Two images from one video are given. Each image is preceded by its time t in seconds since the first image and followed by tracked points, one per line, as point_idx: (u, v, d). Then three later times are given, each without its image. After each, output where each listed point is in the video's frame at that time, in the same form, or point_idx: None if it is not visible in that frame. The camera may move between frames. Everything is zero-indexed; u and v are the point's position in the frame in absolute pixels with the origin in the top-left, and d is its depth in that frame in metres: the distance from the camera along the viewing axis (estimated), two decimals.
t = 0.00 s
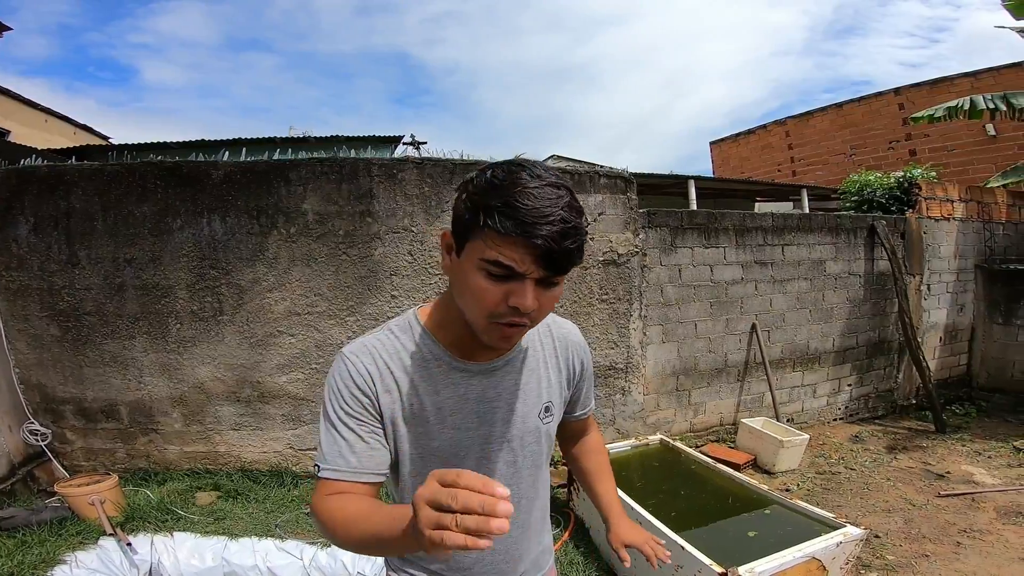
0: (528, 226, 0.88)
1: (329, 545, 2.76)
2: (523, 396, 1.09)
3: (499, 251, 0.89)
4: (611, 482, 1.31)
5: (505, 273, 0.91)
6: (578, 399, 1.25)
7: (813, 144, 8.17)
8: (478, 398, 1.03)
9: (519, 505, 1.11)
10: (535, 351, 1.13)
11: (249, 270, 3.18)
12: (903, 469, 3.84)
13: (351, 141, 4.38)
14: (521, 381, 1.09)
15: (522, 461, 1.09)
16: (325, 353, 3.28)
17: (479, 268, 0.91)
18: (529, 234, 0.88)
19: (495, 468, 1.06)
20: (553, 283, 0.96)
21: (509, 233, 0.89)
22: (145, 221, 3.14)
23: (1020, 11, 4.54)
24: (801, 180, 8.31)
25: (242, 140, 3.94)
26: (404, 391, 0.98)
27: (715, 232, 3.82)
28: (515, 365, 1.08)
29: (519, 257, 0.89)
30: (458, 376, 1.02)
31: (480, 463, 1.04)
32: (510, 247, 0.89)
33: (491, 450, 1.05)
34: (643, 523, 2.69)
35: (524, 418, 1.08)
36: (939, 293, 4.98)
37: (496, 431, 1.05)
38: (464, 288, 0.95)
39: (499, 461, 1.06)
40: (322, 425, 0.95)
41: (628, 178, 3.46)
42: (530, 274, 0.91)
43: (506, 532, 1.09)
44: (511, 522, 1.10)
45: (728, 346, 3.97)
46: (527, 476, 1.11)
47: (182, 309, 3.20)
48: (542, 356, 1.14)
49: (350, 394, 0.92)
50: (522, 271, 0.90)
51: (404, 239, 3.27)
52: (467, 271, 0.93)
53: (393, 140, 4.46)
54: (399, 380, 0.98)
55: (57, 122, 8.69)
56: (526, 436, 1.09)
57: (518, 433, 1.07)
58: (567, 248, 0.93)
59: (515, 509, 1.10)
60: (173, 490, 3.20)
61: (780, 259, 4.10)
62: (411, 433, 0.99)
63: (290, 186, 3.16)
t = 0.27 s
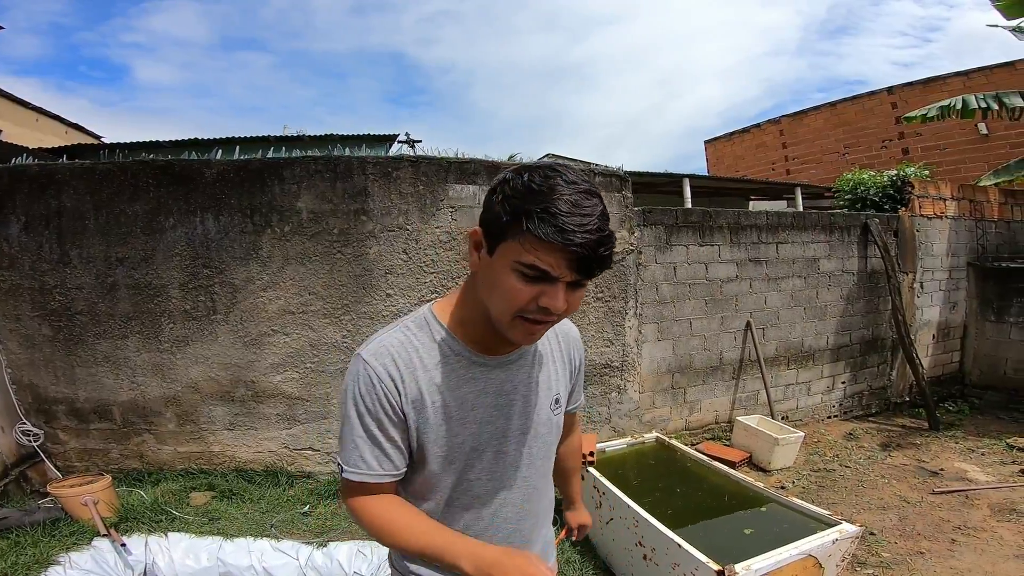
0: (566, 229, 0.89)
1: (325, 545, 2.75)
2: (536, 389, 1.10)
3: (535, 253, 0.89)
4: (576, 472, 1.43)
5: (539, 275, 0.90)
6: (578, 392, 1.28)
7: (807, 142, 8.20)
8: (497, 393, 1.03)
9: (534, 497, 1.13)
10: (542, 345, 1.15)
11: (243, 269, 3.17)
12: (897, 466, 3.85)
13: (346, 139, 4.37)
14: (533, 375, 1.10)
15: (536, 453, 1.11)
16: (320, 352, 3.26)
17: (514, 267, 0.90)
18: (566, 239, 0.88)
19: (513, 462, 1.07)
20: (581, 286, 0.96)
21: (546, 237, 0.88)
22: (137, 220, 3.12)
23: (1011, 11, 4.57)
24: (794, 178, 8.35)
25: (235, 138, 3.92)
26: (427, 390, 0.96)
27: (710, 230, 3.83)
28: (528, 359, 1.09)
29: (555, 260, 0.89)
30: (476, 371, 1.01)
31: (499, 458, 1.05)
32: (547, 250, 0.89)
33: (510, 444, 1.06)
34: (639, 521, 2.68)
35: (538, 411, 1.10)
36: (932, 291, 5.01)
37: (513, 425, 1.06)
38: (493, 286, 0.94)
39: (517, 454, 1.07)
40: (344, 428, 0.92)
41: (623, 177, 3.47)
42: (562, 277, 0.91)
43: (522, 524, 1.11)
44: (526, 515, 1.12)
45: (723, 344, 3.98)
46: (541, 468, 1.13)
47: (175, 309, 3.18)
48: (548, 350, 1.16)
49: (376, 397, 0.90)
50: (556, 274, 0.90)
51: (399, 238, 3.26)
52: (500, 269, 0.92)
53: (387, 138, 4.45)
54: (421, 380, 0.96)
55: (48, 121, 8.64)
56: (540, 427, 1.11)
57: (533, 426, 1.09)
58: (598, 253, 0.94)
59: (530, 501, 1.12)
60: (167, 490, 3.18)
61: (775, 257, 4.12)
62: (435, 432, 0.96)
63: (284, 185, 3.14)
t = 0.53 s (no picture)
0: (558, 223, 0.88)
1: (321, 543, 2.75)
2: (538, 383, 1.09)
3: (528, 247, 0.89)
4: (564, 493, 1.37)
5: (533, 269, 0.90)
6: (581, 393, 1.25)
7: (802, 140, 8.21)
8: (497, 383, 1.02)
9: (534, 493, 1.10)
10: (545, 341, 1.14)
11: (237, 267, 3.16)
12: (892, 463, 3.86)
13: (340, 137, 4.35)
14: (534, 369, 1.08)
15: (536, 448, 1.09)
16: (315, 351, 3.25)
17: (508, 262, 0.90)
18: (557, 231, 0.88)
19: (513, 455, 1.05)
20: (576, 280, 0.95)
21: (539, 231, 0.88)
22: (130, 219, 3.11)
23: (1005, 10, 4.57)
24: (790, 176, 8.36)
25: (228, 136, 3.91)
26: (427, 379, 0.96)
27: (705, 227, 3.83)
28: (529, 352, 1.08)
29: (548, 254, 0.89)
30: (477, 361, 1.01)
31: (498, 449, 1.03)
32: (540, 244, 0.88)
33: (510, 436, 1.04)
34: (636, 519, 2.68)
35: (539, 405, 1.08)
36: (926, 288, 5.02)
37: (513, 417, 1.04)
38: (490, 280, 0.94)
39: (517, 447, 1.06)
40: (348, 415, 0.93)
41: (619, 174, 3.46)
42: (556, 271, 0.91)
43: (522, 521, 1.08)
44: (527, 510, 1.09)
45: (718, 341, 3.98)
46: (541, 463, 1.11)
47: (169, 307, 3.17)
48: (551, 347, 1.14)
49: (378, 385, 0.91)
50: (549, 268, 0.90)
51: (395, 235, 3.25)
52: (496, 265, 0.92)
53: (382, 136, 4.44)
54: (422, 369, 0.96)
55: (43, 120, 8.62)
56: (540, 423, 1.09)
57: (533, 419, 1.07)
58: (591, 247, 0.93)
59: (531, 496, 1.10)
60: (162, 489, 3.17)
61: (770, 254, 4.12)
62: (434, 420, 0.96)
63: (278, 182, 3.13)
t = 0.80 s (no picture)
0: (508, 214, 0.92)
1: (317, 543, 2.74)
2: (528, 377, 1.08)
3: (484, 242, 0.93)
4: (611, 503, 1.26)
5: (494, 263, 0.94)
6: (588, 393, 1.20)
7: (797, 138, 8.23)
8: (483, 375, 1.04)
9: (523, 489, 1.09)
10: (541, 336, 1.12)
11: (231, 266, 3.14)
12: (887, 461, 3.88)
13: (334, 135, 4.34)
14: (524, 363, 1.08)
15: (526, 444, 1.08)
16: (310, 350, 3.24)
17: (472, 262, 0.95)
18: (506, 221, 0.91)
19: (500, 448, 1.05)
20: (542, 267, 0.98)
21: (491, 226, 0.92)
22: (123, 218, 3.09)
23: (999, 10, 4.57)
24: (785, 174, 8.38)
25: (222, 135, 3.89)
26: (414, 367, 1.00)
27: (701, 225, 3.83)
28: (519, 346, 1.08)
29: (503, 248, 0.93)
30: (464, 352, 1.03)
31: (483, 441, 1.04)
32: (494, 237, 0.92)
33: (496, 428, 1.05)
34: (632, 517, 2.68)
35: (529, 400, 1.07)
36: (920, 285, 5.04)
37: (501, 410, 1.05)
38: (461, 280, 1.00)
39: (504, 440, 1.06)
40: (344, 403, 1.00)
41: (614, 172, 3.45)
42: (516, 262, 0.94)
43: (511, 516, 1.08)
44: (516, 505, 1.09)
45: (714, 339, 3.99)
46: (532, 459, 1.09)
47: (162, 307, 3.15)
48: (548, 342, 1.12)
49: (368, 369, 0.98)
50: (508, 258, 0.93)
51: (390, 234, 3.24)
52: (462, 266, 0.97)
53: (376, 134, 4.43)
54: (410, 356, 1.01)
55: (35, 119, 8.58)
56: (530, 418, 1.07)
57: (521, 414, 1.06)
58: (549, 232, 0.95)
59: (520, 492, 1.09)
60: (157, 490, 3.16)
61: (765, 252, 4.13)
62: (419, 408, 1.00)
63: (272, 181, 3.12)
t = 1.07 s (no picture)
0: (476, 179, 1.04)
1: (314, 543, 2.74)
2: (520, 378, 1.08)
3: (458, 208, 1.05)
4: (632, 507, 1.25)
5: (469, 226, 1.05)
6: (591, 397, 1.18)
7: (794, 137, 8.24)
8: (473, 374, 1.06)
9: (516, 490, 1.09)
10: (537, 337, 1.12)
11: (227, 266, 3.14)
12: (883, 460, 3.89)
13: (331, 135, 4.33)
14: (517, 363, 1.08)
15: (518, 445, 1.07)
16: (306, 350, 3.24)
17: (450, 231, 1.05)
18: (474, 182, 1.04)
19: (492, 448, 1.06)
20: (515, 229, 1.07)
21: (462, 193, 1.05)
22: (118, 218, 3.08)
23: (996, 8, 4.58)
24: (781, 173, 8.40)
25: (218, 134, 3.88)
26: (405, 366, 1.04)
27: (698, 224, 3.84)
28: (511, 346, 1.09)
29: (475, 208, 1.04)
30: (456, 351, 1.06)
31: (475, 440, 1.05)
32: (462, 199, 1.05)
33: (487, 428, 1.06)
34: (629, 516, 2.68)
35: (521, 400, 1.07)
36: (916, 284, 5.06)
37: (492, 409, 1.06)
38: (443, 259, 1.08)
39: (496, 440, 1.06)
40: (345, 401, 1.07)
41: (611, 171, 3.45)
42: (488, 221, 1.04)
43: (503, 517, 1.08)
44: (509, 506, 1.09)
45: (711, 339, 4.00)
46: (524, 461, 1.09)
47: (158, 307, 3.14)
48: (544, 343, 1.12)
49: (363, 367, 1.04)
50: (480, 218, 1.04)
51: (387, 234, 3.24)
52: (443, 241, 1.07)
53: (373, 133, 4.42)
54: (401, 356, 1.05)
55: (29, 119, 8.54)
56: (523, 419, 1.07)
57: (512, 414, 1.06)
58: (517, 195, 1.06)
59: (512, 493, 1.09)
60: (153, 490, 3.16)
61: (762, 251, 4.13)
62: (411, 405, 1.05)
63: (268, 180, 3.11)
